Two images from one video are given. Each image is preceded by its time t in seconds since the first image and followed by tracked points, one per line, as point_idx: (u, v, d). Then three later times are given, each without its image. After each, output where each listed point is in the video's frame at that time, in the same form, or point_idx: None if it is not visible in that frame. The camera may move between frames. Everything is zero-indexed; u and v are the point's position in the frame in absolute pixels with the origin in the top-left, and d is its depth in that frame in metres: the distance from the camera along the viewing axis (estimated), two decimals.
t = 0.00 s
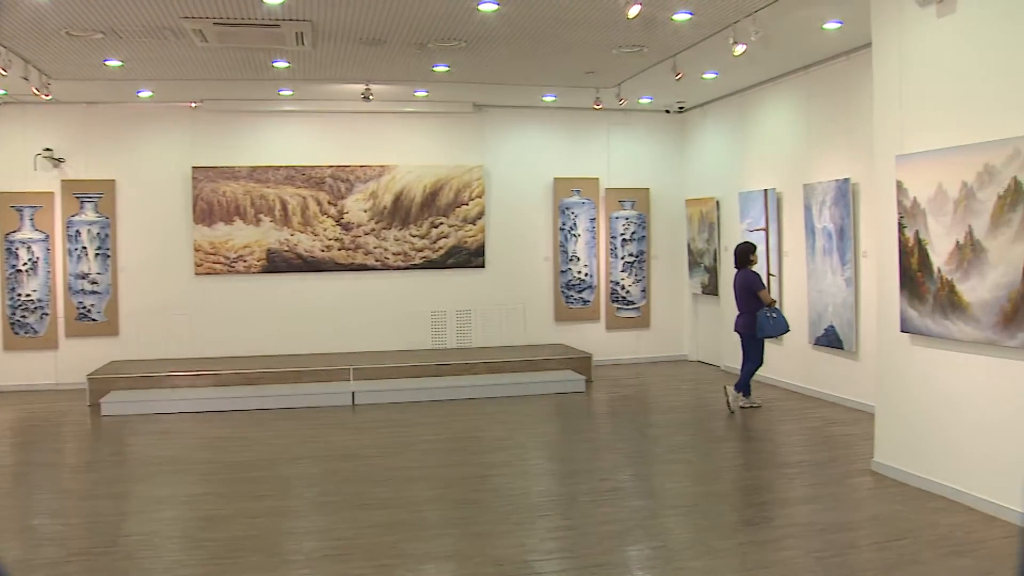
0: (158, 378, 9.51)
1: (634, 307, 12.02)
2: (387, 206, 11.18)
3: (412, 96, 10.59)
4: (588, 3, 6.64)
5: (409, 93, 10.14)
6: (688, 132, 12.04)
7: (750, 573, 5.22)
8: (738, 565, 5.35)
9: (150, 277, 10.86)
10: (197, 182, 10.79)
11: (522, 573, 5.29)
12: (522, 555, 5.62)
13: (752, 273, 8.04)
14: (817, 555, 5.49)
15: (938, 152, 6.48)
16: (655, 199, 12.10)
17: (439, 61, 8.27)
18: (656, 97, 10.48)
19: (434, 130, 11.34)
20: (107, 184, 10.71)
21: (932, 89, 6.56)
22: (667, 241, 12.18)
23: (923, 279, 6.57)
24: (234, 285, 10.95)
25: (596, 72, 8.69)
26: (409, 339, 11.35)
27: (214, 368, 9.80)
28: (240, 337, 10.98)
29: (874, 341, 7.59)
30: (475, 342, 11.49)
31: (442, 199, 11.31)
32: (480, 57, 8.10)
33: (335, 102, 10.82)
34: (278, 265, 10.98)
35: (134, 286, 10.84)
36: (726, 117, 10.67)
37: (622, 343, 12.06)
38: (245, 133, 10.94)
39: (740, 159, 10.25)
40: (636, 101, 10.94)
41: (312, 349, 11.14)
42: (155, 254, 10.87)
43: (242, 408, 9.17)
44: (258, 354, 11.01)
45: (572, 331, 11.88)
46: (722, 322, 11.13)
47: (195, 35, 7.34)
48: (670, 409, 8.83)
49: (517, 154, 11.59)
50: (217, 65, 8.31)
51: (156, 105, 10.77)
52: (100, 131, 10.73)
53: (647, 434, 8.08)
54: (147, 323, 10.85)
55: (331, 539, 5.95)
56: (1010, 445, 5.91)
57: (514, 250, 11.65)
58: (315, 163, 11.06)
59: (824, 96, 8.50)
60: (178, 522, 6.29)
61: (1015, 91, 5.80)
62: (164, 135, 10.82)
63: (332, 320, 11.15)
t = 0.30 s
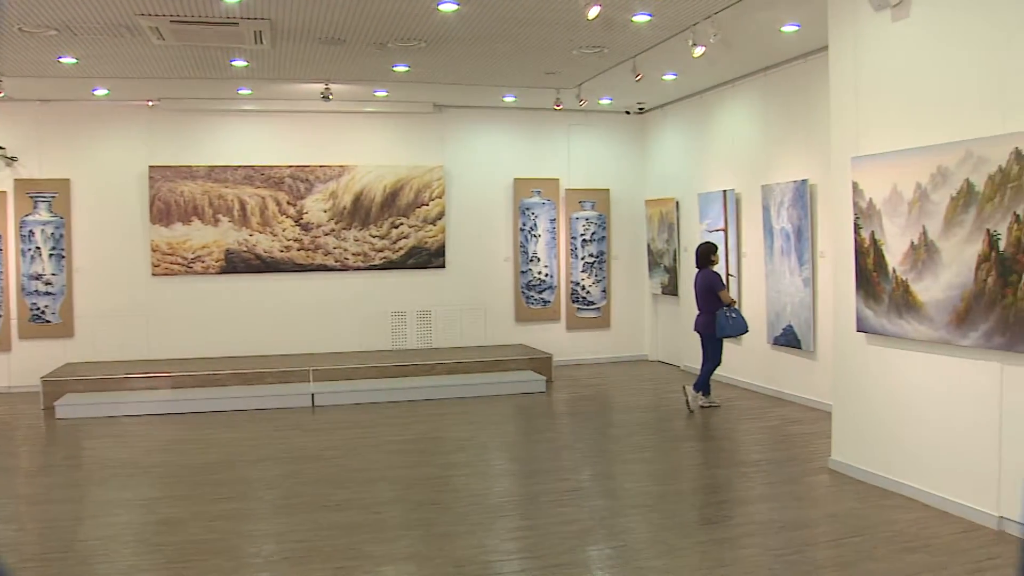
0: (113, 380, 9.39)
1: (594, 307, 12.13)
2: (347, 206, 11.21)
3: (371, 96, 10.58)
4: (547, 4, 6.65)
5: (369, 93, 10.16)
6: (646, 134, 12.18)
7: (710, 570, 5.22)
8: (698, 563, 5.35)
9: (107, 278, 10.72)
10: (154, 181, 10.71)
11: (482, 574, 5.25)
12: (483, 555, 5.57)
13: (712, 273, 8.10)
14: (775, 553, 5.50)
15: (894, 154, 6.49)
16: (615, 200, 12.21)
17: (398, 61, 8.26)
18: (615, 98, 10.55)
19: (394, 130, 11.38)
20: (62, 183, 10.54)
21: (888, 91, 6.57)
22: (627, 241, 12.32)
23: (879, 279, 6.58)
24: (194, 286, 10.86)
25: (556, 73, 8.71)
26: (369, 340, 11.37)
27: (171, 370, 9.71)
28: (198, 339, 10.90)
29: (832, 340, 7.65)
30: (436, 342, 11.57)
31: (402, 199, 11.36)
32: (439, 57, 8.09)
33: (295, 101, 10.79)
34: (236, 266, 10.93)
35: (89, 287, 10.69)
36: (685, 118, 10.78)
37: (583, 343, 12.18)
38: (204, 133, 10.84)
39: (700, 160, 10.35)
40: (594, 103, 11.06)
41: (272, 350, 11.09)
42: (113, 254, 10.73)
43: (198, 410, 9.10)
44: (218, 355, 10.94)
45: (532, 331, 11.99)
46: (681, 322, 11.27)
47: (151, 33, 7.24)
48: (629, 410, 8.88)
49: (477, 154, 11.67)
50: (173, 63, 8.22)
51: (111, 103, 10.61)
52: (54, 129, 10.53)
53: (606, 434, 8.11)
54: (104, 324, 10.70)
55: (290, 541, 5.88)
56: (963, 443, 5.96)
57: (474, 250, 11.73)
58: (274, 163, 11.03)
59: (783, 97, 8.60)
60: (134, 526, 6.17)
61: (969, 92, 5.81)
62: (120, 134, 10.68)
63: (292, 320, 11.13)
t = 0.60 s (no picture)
0: (72, 382, 9.30)
1: (558, 307, 12.20)
2: (309, 206, 11.18)
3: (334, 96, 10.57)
4: (511, 5, 6.65)
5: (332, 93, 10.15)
6: (610, 135, 12.26)
7: (673, 569, 5.23)
8: (660, 562, 5.37)
9: (67, 279, 10.57)
10: (114, 181, 10.58)
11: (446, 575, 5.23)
12: (447, 556, 5.56)
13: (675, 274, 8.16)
14: (737, 551, 5.53)
15: (854, 156, 6.54)
16: (579, 200, 12.28)
17: (361, 60, 8.24)
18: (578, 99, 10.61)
19: (357, 131, 11.35)
20: (20, 182, 10.35)
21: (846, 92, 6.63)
22: (591, 242, 12.40)
23: (839, 279, 6.62)
24: (157, 287, 10.77)
25: (520, 73, 8.73)
26: (332, 341, 11.36)
27: (131, 372, 9.63)
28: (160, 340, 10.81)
29: (793, 340, 7.72)
30: (400, 343, 11.58)
31: (365, 200, 11.35)
32: (401, 57, 8.08)
33: (258, 100, 10.73)
34: (198, 266, 10.86)
35: (49, 288, 10.53)
36: (648, 119, 10.86)
37: (547, 343, 12.24)
38: (165, 132, 10.74)
39: (664, 161, 10.41)
40: (558, 104, 11.11)
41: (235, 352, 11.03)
42: (72, 255, 10.59)
43: (158, 412, 9.03)
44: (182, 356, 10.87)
45: (496, 331, 12.03)
46: (643, 322, 11.36)
47: (110, 30, 7.14)
48: (593, 410, 8.93)
49: (441, 155, 11.68)
50: (132, 61, 8.13)
51: (70, 102, 10.46)
52: (11, 127, 10.34)
53: (568, 435, 8.14)
54: (63, 325, 10.55)
55: (252, 544, 5.82)
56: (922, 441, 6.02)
57: (437, 251, 11.74)
58: (236, 162, 10.96)
59: (745, 98, 8.69)
60: (92, 530, 6.07)
61: (928, 93, 5.86)
62: (80, 132, 10.53)
63: (256, 322, 11.08)
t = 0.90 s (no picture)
0: (33, 384, 9.20)
1: (526, 308, 12.22)
2: (276, 206, 11.13)
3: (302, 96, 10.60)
4: (478, 5, 6.65)
5: (298, 92, 10.16)
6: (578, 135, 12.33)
7: (640, 569, 5.24)
8: (628, 562, 5.38)
9: (30, 279, 10.43)
10: (77, 180, 10.45)
11: None
12: (415, 557, 5.54)
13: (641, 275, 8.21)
14: (704, 550, 5.55)
15: (818, 156, 6.56)
16: (547, 201, 12.33)
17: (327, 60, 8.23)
18: (545, 99, 10.65)
19: (325, 131, 11.32)
20: None
21: (806, 95, 6.68)
22: (559, 242, 12.45)
23: (805, 279, 6.65)
24: (122, 287, 10.69)
25: (488, 73, 8.75)
26: (298, 342, 11.32)
27: (94, 374, 9.55)
28: (124, 341, 10.71)
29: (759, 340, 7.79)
30: (367, 344, 11.57)
31: (332, 200, 11.32)
32: (368, 57, 8.07)
33: (225, 99, 10.68)
34: (163, 266, 10.78)
35: (11, 288, 10.37)
36: (616, 119, 10.94)
37: (515, 343, 12.29)
38: (130, 131, 10.64)
39: (630, 161, 10.47)
40: (525, 104, 11.14)
41: (201, 353, 10.96)
42: (36, 255, 10.45)
43: (121, 415, 8.95)
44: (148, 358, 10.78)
45: (463, 332, 12.04)
46: (611, 322, 11.41)
47: (73, 27, 7.05)
48: (561, 410, 8.96)
49: (410, 155, 11.68)
50: (97, 59, 8.05)
51: (32, 100, 10.32)
52: None
53: (535, 435, 8.17)
54: (26, 327, 10.40)
55: (219, 547, 5.77)
56: (886, 439, 6.06)
57: (405, 251, 11.74)
58: (202, 162, 10.89)
59: (712, 98, 8.77)
60: (54, 534, 5.98)
61: (887, 95, 5.92)
62: (42, 131, 10.39)
63: (223, 322, 11.02)
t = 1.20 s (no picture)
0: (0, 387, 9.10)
1: (498, 308, 12.25)
2: (247, 206, 11.07)
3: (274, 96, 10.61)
4: (450, 5, 6.63)
5: (269, 92, 10.14)
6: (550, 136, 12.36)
7: (612, 569, 5.26)
8: (599, 562, 5.39)
9: None
10: (45, 179, 10.33)
11: None
12: (387, 558, 5.53)
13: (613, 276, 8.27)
14: (676, 549, 5.57)
15: (789, 157, 6.60)
16: (521, 201, 12.36)
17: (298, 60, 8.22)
18: (518, 100, 10.69)
19: (297, 131, 11.29)
20: None
21: (773, 97, 6.74)
22: (532, 242, 12.48)
23: (776, 279, 6.68)
24: (93, 287, 10.60)
25: (460, 74, 8.75)
26: (269, 343, 11.27)
27: (62, 376, 9.46)
28: (93, 343, 10.62)
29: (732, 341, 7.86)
30: (339, 345, 11.55)
31: (304, 200, 11.28)
32: (339, 57, 8.07)
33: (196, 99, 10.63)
34: (133, 267, 10.70)
35: None
36: (588, 119, 10.98)
37: (488, 343, 12.30)
38: (99, 130, 10.55)
39: (603, 162, 10.52)
40: (498, 104, 11.16)
41: (172, 354, 10.89)
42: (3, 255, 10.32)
43: (89, 417, 8.86)
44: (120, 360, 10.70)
45: (435, 332, 12.03)
46: (583, 322, 11.46)
47: (40, 25, 6.98)
48: (533, 410, 8.98)
49: (383, 155, 11.68)
50: (66, 56, 7.97)
51: None
52: None
53: (507, 435, 8.18)
54: None
55: (190, 550, 5.73)
56: (857, 438, 6.10)
57: (377, 252, 11.73)
58: (173, 162, 10.82)
59: (684, 100, 8.84)
60: (20, 538, 5.91)
61: (854, 98, 5.98)
62: (9, 130, 10.27)
63: (195, 323, 10.95)
